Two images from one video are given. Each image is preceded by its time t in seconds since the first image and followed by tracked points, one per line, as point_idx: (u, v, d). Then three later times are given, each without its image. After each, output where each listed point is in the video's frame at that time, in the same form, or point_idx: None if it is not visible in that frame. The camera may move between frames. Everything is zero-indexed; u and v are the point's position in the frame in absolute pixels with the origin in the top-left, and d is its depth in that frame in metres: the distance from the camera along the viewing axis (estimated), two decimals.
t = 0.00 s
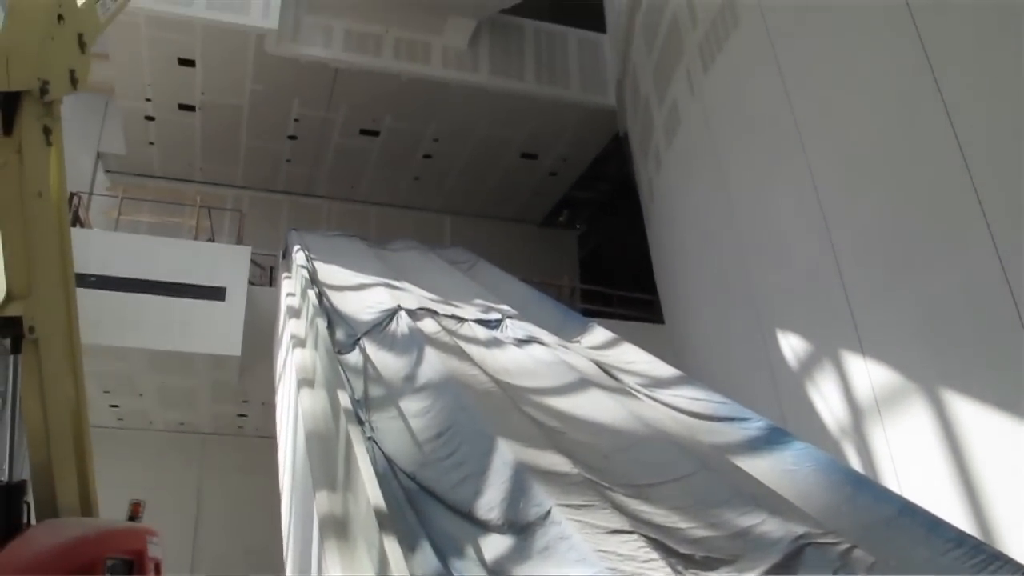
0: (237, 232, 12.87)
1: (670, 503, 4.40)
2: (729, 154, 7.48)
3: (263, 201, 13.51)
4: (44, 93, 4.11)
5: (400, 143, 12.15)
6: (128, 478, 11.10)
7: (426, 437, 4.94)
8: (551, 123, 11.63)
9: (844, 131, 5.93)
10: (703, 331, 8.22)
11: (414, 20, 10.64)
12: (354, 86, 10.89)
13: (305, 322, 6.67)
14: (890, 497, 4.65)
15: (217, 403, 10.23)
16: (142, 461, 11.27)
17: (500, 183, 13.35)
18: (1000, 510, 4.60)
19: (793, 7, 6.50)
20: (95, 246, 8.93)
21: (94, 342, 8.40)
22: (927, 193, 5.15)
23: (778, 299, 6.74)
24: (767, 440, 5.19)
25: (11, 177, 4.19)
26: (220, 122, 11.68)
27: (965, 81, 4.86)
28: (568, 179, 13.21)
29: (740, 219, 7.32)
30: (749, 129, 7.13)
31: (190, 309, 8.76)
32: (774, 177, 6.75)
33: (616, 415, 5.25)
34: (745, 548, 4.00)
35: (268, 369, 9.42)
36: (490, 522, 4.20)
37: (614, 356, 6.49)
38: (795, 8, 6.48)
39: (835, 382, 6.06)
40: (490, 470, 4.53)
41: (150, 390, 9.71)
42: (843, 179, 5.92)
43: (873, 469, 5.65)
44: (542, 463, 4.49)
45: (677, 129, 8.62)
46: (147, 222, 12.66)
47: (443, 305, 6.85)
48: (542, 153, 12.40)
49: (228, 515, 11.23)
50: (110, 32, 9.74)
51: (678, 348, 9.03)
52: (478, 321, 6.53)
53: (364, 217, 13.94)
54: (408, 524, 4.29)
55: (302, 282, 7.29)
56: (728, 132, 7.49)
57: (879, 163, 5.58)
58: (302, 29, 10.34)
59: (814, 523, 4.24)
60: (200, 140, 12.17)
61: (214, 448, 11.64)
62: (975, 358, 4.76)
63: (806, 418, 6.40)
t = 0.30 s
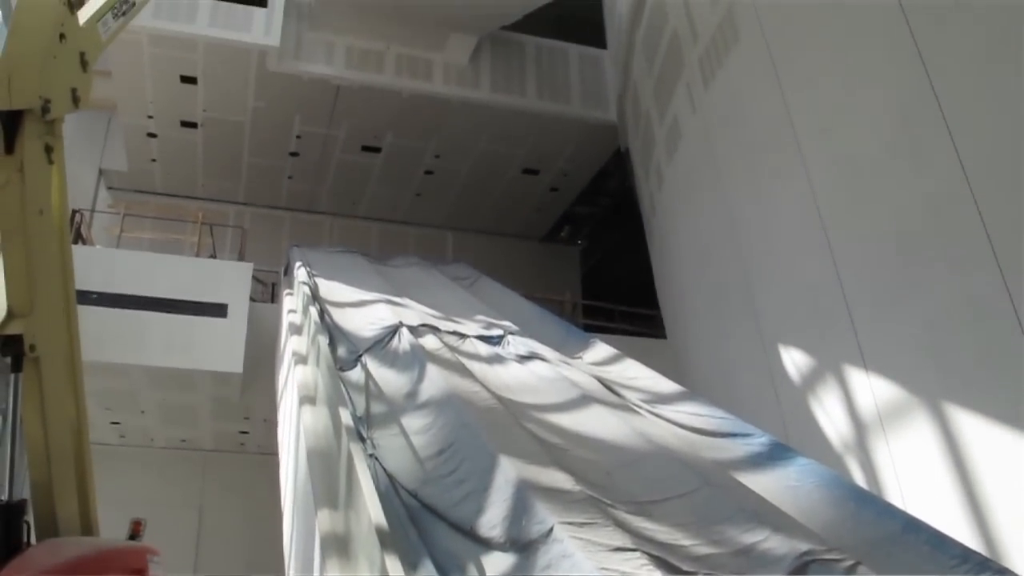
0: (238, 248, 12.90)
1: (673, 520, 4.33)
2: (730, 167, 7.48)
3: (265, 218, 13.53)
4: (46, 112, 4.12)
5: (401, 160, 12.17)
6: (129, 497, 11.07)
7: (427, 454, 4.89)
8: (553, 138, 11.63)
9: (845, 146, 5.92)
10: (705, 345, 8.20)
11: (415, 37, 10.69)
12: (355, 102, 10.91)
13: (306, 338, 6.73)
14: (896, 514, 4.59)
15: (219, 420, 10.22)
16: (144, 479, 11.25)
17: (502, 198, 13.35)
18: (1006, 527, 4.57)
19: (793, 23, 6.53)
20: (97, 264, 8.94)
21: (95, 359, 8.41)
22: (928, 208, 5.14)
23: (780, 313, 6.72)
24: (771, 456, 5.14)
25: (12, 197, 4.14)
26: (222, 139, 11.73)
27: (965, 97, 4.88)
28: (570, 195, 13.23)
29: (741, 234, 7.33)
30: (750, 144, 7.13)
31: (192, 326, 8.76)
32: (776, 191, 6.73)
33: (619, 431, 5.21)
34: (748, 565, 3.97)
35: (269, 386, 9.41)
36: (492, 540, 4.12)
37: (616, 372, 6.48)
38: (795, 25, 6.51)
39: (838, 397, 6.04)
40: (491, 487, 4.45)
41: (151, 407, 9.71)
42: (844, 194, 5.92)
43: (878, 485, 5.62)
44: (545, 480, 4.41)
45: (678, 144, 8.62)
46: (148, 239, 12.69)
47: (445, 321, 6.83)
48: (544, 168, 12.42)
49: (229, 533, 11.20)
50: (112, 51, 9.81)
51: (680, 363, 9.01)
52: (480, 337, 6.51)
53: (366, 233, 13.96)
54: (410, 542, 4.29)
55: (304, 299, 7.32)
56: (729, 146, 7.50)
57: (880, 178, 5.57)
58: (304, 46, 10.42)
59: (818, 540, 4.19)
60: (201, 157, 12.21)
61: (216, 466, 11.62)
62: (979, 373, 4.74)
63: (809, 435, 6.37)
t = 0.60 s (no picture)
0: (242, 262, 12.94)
1: (678, 535, 4.31)
2: (734, 179, 7.47)
3: (269, 232, 13.58)
4: (51, 127, 4.15)
5: (405, 174, 12.20)
6: (133, 511, 11.07)
7: (431, 468, 4.87)
8: (557, 151, 11.64)
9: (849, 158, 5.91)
10: (709, 357, 8.18)
11: (419, 51, 10.68)
12: (358, 117, 10.94)
13: (311, 352, 6.74)
14: (902, 528, 4.55)
15: (223, 434, 10.23)
16: (148, 493, 11.25)
17: (505, 211, 13.37)
18: (1012, 541, 4.53)
19: (795, 38, 6.54)
20: (102, 278, 8.95)
21: (99, 373, 8.41)
22: (932, 221, 5.14)
23: (785, 326, 6.71)
24: (775, 470, 5.12)
25: (17, 211, 4.19)
26: (226, 153, 11.77)
27: (966, 110, 4.89)
28: (573, 208, 13.26)
29: (744, 246, 7.33)
30: (753, 156, 7.13)
31: (196, 340, 8.77)
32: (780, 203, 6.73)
33: (623, 446, 5.19)
34: None
35: (273, 400, 9.42)
36: (496, 554, 4.11)
37: (619, 385, 6.47)
38: (797, 39, 6.52)
39: (843, 411, 6.02)
40: (495, 502, 4.44)
41: (155, 421, 9.72)
42: (848, 207, 5.92)
43: (883, 498, 5.60)
44: (549, 495, 4.39)
45: (681, 157, 8.63)
46: (153, 254, 12.74)
47: (449, 335, 6.83)
48: (548, 182, 12.44)
49: (233, 546, 11.20)
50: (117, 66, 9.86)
51: (684, 375, 9.00)
52: (484, 351, 6.50)
53: (370, 247, 13.99)
54: (412, 558, 4.27)
55: (308, 313, 7.32)
56: (731, 159, 7.50)
57: (883, 191, 5.58)
58: (308, 60, 10.45)
59: (823, 555, 4.16)
60: (205, 171, 12.26)
61: (220, 480, 11.63)
62: (984, 385, 4.73)
63: (814, 449, 6.35)
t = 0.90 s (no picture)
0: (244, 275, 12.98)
1: (682, 548, 4.27)
2: (735, 189, 7.47)
3: (270, 245, 13.61)
4: (53, 143, 4.19)
5: (406, 186, 12.22)
6: (135, 524, 11.07)
7: (433, 481, 4.86)
8: (558, 162, 11.64)
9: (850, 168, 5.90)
10: (711, 366, 8.16)
11: (420, 64, 10.67)
12: (359, 129, 10.95)
13: (312, 364, 6.75)
14: (907, 539, 4.51)
15: (225, 447, 10.23)
16: (150, 507, 11.24)
17: (507, 223, 13.37)
18: (1018, 553, 4.50)
19: (795, 49, 6.55)
20: (103, 291, 8.96)
21: (100, 386, 8.41)
22: (934, 230, 5.13)
23: (787, 336, 6.69)
24: (778, 482, 5.08)
25: (20, 224, 4.17)
26: (228, 166, 11.80)
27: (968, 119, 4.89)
28: (574, 220, 13.27)
29: (746, 256, 7.32)
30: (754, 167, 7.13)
31: (197, 353, 8.77)
32: (782, 213, 6.71)
33: (625, 457, 5.16)
34: None
35: (275, 412, 9.41)
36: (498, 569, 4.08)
37: (621, 397, 6.46)
38: (797, 50, 6.53)
39: (846, 421, 6.01)
40: (498, 515, 4.41)
41: (157, 435, 9.72)
42: (849, 217, 5.91)
43: (887, 508, 5.57)
44: (552, 508, 4.36)
45: (682, 167, 8.63)
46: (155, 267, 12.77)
47: (451, 347, 6.83)
48: (549, 194, 12.45)
49: (234, 559, 11.18)
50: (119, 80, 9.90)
51: (686, 386, 8.98)
52: (485, 362, 6.49)
53: (371, 261, 14.00)
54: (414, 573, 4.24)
55: (310, 325, 7.33)
56: (732, 168, 7.50)
57: (884, 200, 5.57)
58: (309, 73, 10.46)
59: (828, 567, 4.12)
60: (207, 184, 12.30)
61: (222, 493, 11.62)
62: (989, 395, 4.71)
63: (817, 461, 6.33)
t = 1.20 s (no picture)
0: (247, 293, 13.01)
1: (687, 567, 4.23)
2: (738, 204, 7.47)
3: (274, 263, 13.65)
4: (58, 164, 4.20)
5: (410, 204, 12.25)
6: (138, 543, 11.05)
7: (437, 500, 4.82)
8: (562, 180, 11.65)
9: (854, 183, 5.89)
10: (715, 382, 8.13)
11: (424, 83, 10.68)
12: (361, 147, 10.98)
13: (316, 383, 6.75)
14: (917, 557, 4.43)
15: (228, 466, 10.22)
16: (153, 526, 11.22)
17: (510, 239, 13.38)
18: None
19: (797, 66, 6.56)
20: (108, 310, 8.98)
21: (103, 405, 8.41)
22: (938, 245, 5.12)
23: (792, 352, 6.67)
24: (784, 499, 5.02)
25: (24, 246, 4.17)
26: (231, 185, 11.84)
27: (970, 134, 4.89)
28: (577, 237, 13.27)
29: (750, 272, 7.31)
30: (757, 182, 7.13)
31: (201, 372, 8.77)
32: (786, 228, 6.70)
33: (630, 475, 5.13)
34: None
35: (279, 431, 9.40)
36: None
37: (625, 415, 6.44)
38: (799, 67, 6.54)
39: (851, 437, 5.98)
40: (501, 534, 4.35)
41: (160, 453, 9.72)
42: (853, 232, 5.90)
43: (894, 527, 5.53)
44: (556, 527, 4.30)
45: (684, 184, 8.64)
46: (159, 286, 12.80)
47: (454, 365, 6.82)
48: (552, 211, 12.47)
49: None
50: (123, 100, 9.96)
51: (691, 403, 8.95)
52: (489, 381, 6.48)
53: (375, 279, 14.02)
54: None
55: (313, 343, 7.34)
56: (736, 184, 7.50)
57: (887, 216, 5.57)
58: (312, 91, 10.48)
59: None
60: (211, 203, 12.35)
61: (225, 512, 11.60)
62: (996, 411, 4.67)
63: (823, 479, 6.29)
